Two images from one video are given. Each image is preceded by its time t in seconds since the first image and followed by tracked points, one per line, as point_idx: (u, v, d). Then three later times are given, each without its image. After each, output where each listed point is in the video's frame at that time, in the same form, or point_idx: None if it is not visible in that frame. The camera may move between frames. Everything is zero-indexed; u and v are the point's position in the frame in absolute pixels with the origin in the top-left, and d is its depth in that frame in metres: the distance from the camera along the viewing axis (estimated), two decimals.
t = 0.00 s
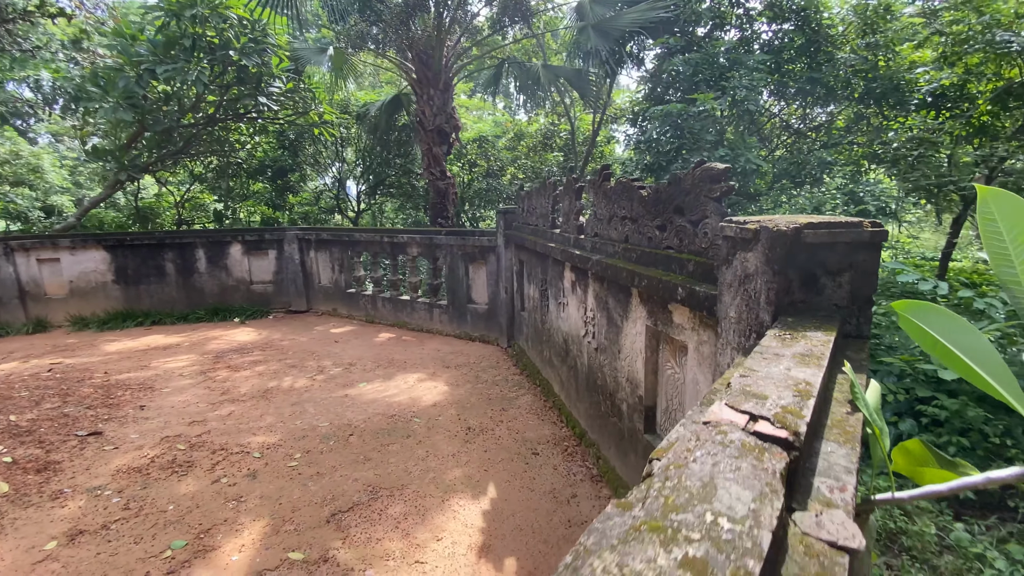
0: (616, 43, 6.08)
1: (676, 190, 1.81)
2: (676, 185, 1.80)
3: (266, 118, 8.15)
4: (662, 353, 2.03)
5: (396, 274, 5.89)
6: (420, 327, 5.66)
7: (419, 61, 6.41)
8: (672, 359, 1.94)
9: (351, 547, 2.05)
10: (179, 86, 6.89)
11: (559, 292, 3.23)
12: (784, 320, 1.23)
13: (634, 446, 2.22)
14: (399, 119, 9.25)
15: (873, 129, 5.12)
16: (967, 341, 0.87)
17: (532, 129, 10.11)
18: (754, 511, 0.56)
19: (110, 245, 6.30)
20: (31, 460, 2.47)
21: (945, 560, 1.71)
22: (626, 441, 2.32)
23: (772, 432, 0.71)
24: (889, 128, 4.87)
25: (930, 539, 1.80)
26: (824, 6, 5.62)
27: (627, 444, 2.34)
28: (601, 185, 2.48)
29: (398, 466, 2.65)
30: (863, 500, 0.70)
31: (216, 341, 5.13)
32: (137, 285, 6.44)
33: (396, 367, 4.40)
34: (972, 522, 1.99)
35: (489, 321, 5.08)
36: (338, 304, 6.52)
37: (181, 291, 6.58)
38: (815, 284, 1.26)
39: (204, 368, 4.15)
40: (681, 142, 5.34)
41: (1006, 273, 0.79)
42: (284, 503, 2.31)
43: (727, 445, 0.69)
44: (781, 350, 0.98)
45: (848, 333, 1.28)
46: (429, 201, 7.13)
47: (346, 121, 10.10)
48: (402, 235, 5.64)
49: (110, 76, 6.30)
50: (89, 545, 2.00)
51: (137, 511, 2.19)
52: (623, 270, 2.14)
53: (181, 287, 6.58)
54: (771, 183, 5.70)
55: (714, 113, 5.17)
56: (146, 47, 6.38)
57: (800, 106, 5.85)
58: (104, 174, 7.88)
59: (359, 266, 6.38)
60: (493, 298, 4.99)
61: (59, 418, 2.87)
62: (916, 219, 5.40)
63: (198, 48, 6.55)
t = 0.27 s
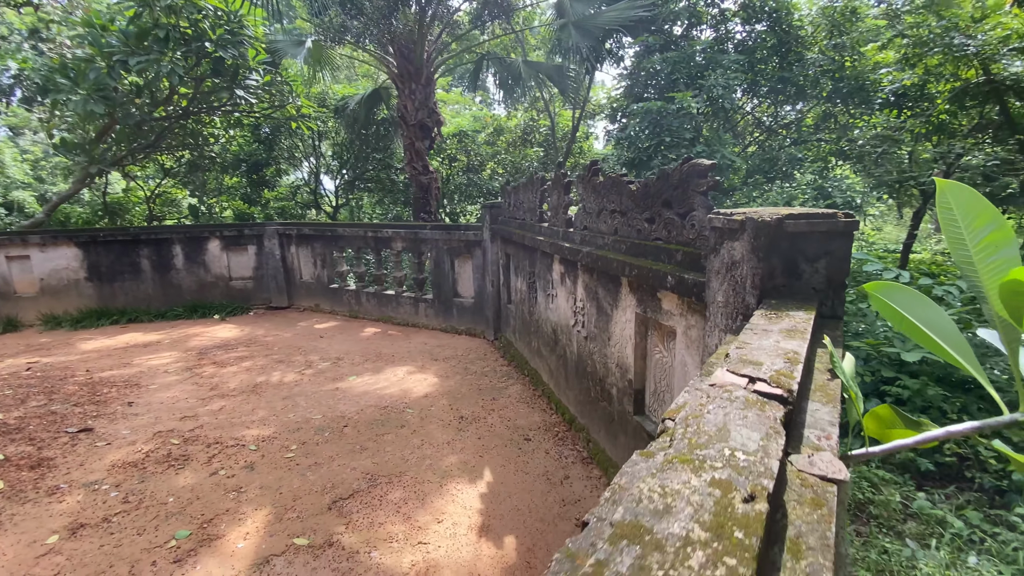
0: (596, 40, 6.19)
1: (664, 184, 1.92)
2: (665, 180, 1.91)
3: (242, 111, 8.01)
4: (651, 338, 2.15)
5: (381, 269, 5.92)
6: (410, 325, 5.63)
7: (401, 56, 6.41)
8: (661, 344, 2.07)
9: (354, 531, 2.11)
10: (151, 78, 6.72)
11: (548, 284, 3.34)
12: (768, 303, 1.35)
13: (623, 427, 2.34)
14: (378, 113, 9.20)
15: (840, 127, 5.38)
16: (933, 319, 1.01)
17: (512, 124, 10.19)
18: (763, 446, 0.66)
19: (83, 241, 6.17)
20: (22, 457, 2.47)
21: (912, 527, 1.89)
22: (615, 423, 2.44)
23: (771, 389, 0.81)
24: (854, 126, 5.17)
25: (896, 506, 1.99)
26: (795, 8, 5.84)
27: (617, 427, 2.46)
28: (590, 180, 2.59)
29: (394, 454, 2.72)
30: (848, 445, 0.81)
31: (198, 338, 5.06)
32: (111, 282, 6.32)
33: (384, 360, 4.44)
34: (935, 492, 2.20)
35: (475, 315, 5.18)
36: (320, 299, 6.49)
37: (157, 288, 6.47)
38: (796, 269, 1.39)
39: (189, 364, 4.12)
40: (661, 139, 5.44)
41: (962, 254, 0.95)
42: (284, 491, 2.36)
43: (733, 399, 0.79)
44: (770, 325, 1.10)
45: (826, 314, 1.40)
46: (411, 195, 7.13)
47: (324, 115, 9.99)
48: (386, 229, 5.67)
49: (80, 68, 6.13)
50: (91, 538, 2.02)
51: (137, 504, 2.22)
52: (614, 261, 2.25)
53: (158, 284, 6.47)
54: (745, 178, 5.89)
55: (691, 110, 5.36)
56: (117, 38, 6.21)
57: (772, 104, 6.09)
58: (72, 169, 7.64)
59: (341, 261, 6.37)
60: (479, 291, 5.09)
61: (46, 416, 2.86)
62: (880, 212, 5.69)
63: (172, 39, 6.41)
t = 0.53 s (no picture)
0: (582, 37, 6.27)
1: (658, 179, 2.01)
2: (658, 174, 1.99)
3: (223, 104, 7.90)
4: (645, 326, 2.24)
5: (369, 264, 5.93)
6: (395, 317, 5.73)
7: (387, 50, 6.40)
8: (654, 331, 2.17)
9: (360, 517, 2.17)
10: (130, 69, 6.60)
11: (541, 277, 3.43)
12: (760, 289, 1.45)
13: (618, 412, 2.44)
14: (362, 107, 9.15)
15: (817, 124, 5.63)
16: (907, 299, 1.12)
17: (496, 120, 10.24)
18: (770, 402, 0.75)
19: (62, 238, 6.06)
20: (19, 454, 2.47)
21: (888, 500, 2.03)
22: (610, 409, 2.54)
23: (772, 358, 0.90)
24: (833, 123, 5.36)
25: (872, 480, 2.14)
26: (774, 7, 6.01)
27: (611, 412, 2.56)
28: (584, 175, 2.68)
29: (393, 444, 2.78)
30: (839, 406, 0.91)
31: (185, 335, 5.02)
32: (92, 280, 6.22)
33: (376, 354, 4.47)
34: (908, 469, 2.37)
35: (466, 309, 5.25)
36: (308, 295, 6.46)
37: (140, 286, 6.38)
38: (784, 256, 1.49)
39: (179, 361, 4.09)
40: (647, 135, 5.53)
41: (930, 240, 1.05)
42: (287, 480, 2.40)
43: (740, 367, 0.87)
44: (765, 307, 1.19)
45: (813, 298, 1.51)
46: (398, 190, 7.13)
47: (306, 109, 9.88)
48: (375, 224, 5.69)
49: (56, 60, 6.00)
50: (97, 530, 2.04)
51: (140, 496, 2.24)
52: (608, 252, 2.33)
53: (140, 281, 6.38)
54: (727, 173, 6.04)
55: (676, 107, 5.50)
56: (95, 29, 6.08)
57: (752, 101, 6.26)
58: (47, 164, 7.45)
59: (329, 256, 6.35)
60: (469, 286, 5.16)
61: (39, 413, 2.85)
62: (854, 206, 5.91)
63: (153, 31, 6.31)
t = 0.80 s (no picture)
0: (572, 35, 6.38)
1: (653, 172, 2.11)
2: (654, 167, 2.10)
3: (211, 99, 7.85)
4: (640, 313, 2.35)
5: (362, 259, 5.98)
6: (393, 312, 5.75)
7: (378, 45, 6.45)
8: (649, 317, 2.28)
9: (368, 498, 2.25)
10: (116, 64, 6.55)
11: (537, 268, 3.54)
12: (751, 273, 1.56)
13: (614, 396, 2.56)
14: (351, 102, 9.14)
15: (800, 121, 5.92)
16: (884, 279, 1.24)
17: (484, 115, 10.31)
18: (767, 358, 0.86)
19: (48, 234, 6.00)
20: (25, 445, 2.50)
21: (866, 475, 2.18)
22: (606, 393, 2.65)
23: (766, 326, 1.01)
24: (814, 121, 5.65)
25: (851, 457, 2.29)
26: (758, 6, 6.16)
27: (607, 396, 2.67)
28: (580, 168, 2.78)
29: (396, 430, 2.86)
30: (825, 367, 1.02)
31: (178, 330, 5.02)
32: (80, 276, 6.19)
33: (372, 347, 4.53)
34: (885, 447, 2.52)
35: (459, 303, 5.34)
36: (300, 290, 6.47)
37: (129, 282, 6.34)
38: (773, 243, 1.61)
39: (175, 355, 4.11)
40: (636, 131, 5.64)
41: (906, 225, 1.17)
42: (295, 465, 2.47)
43: (739, 333, 0.98)
44: (756, 287, 1.31)
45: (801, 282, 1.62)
46: (390, 185, 7.16)
47: (295, 104, 9.85)
48: (368, 219, 5.73)
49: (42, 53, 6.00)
50: (111, 515, 2.10)
51: (151, 482, 2.29)
52: (606, 243, 2.43)
53: (129, 277, 6.34)
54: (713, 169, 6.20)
55: (663, 104, 5.64)
56: (81, 22, 6.09)
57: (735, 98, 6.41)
58: (29, 159, 7.34)
59: (321, 251, 6.37)
60: (463, 279, 5.25)
61: (41, 405, 2.88)
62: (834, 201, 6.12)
63: (141, 25, 6.29)
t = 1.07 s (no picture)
0: (565, 35, 6.53)
1: (650, 168, 2.25)
2: (650, 164, 2.24)
3: (208, 96, 7.90)
4: (637, 302, 2.50)
5: (361, 255, 6.10)
6: (388, 305, 5.93)
7: (374, 44, 6.55)
8: (646, 305, 2.43)
9: (382, 478, 2.38)
10: (111, 61, 6.60)
11: (537, 262, 3.69)
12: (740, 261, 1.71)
13: (612, 381, 2.71)
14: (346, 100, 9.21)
15: (786, 120, 6.21)
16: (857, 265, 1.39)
17: (477, 113, 10.43)
18: (754, 325, 1.01)
19: (45, 230, 6.03)
20: (47, 432, 2.59)
21: (846, 453, 2.56)
22: (604, 379, 2.80)
23: (753, 301, 1.16)
24: (800, 119, 5.95)
25: (833, 438, 2.68)
26: (745, 9, 6.36)
27: (605, 382, 2.82)
28: (579, 165, 2.93)
29: (403, 417, 2.99)
30: (804, 338, 1.17)
31: (180, 325, 5.08)
32: (78, 273, 6.23)
33: (374, 340, 4.65)
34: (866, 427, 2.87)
35: (458, 297, 5.50)
36: (298, 286, 6.56)
37: (127, 278, 6.39)
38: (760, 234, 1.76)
39: (181, 349, 4.19)
40: (629, 130, 5.79)
41: (878, 215, 1.33)
42: (311, 449, 2.59)
43: (729, 307, 1.13)
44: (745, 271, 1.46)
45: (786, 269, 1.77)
46: (386, 182, 7.26)
47: (289, 101, 9.90)
48: (367, 215, 5.84)
49: (39, 51, 6.03)
50: (138, 496, 2.20)
51: (173, 466, 2.40)
52: (604, 236, 2.58)
53: (128, 273, 6.39)
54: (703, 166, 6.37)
55: (655, 103, 5.80)
56: (77, 19, 6.12)
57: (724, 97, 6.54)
58: (23, 156, 7.33)
59: (319, 248, 6.46)
60: (461, 274, 5.41)
61: (58, 395, 2.96)
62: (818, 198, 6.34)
63: (139, 23, 6.34)
